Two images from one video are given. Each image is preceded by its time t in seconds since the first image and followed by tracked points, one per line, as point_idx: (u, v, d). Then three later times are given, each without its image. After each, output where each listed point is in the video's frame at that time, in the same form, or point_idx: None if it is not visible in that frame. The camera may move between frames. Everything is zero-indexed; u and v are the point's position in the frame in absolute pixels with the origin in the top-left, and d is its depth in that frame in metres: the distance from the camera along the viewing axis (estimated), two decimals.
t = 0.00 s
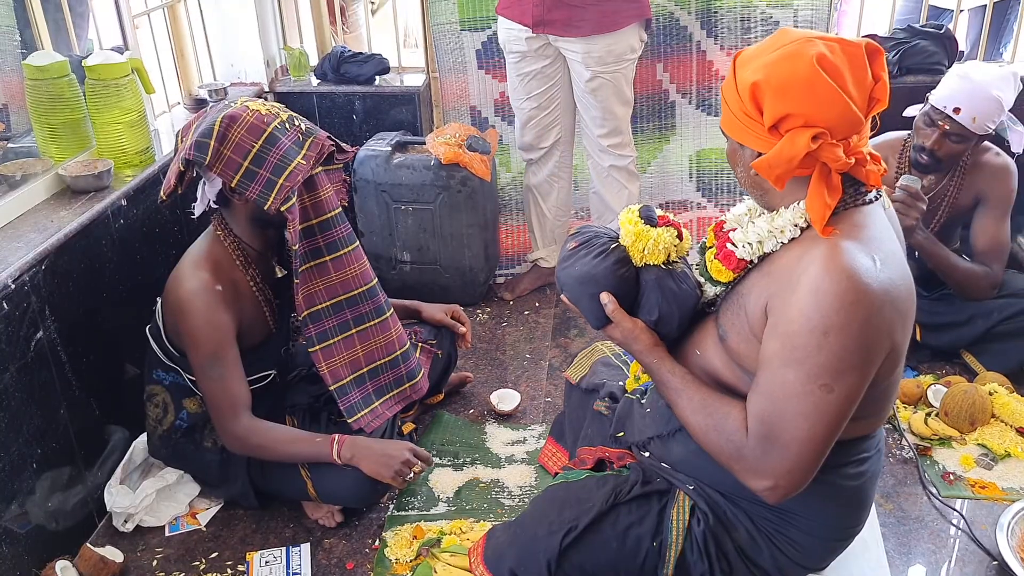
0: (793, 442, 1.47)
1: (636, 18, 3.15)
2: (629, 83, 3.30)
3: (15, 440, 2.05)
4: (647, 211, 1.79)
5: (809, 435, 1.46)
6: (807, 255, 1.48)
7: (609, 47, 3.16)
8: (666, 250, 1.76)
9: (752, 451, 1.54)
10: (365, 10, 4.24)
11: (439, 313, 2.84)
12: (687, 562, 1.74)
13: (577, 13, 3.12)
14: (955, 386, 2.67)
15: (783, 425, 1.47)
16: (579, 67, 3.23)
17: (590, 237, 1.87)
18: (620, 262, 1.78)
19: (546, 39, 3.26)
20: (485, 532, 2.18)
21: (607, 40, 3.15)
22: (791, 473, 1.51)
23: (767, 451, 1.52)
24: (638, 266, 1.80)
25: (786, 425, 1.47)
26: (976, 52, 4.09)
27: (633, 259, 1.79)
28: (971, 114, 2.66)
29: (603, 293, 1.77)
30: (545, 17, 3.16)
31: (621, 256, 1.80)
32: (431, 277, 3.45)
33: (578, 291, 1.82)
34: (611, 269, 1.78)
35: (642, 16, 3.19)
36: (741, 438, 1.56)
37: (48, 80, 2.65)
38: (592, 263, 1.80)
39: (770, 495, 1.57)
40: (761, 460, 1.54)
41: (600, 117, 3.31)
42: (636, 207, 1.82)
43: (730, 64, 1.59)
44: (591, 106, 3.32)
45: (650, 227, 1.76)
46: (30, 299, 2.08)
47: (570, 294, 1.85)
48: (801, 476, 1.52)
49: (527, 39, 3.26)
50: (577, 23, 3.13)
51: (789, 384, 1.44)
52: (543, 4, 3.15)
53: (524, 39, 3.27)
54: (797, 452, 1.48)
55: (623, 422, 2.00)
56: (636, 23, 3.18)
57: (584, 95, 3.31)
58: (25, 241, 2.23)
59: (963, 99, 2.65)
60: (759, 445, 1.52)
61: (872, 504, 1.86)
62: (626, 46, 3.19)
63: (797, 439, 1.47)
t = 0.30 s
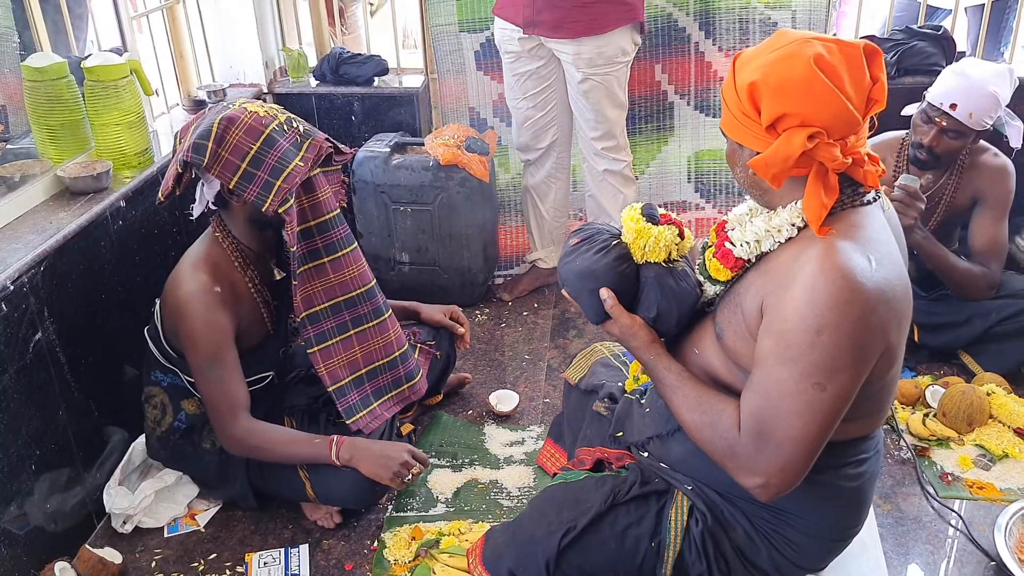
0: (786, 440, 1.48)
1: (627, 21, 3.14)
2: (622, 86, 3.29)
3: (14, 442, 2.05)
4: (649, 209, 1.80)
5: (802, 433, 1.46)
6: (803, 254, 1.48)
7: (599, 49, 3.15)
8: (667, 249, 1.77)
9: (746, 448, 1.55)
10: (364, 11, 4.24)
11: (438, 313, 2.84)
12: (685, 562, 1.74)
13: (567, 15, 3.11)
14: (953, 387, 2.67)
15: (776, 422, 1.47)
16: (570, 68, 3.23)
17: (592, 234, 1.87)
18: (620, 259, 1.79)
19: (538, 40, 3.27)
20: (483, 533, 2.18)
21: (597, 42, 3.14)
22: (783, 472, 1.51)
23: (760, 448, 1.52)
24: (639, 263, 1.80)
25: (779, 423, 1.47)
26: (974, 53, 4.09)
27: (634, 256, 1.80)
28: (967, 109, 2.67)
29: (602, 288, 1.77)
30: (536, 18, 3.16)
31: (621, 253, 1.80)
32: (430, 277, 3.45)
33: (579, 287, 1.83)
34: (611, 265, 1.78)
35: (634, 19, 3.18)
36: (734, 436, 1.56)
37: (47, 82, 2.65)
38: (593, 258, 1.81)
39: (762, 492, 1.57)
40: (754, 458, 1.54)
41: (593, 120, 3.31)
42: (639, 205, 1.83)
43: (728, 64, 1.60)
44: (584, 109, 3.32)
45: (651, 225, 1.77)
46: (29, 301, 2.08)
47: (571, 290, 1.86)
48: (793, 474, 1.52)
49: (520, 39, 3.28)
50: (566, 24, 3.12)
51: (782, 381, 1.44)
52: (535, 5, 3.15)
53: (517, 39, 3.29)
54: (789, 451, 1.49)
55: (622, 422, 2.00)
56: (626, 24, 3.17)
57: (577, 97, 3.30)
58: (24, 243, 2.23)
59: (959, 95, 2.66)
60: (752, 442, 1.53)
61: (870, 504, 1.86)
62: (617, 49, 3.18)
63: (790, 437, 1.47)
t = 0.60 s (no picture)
0: (788, 440, 1.48)
1: (622, 23, 3.15)
2: (617, 89, 3.29)
3: (12, 442, 2.05)
4: (647, 213, 1.80)
5: (805, 433, 1.46)
6: (803, 254, 1.49)
7: (593, 51, 3.15)
8: (666, 252, 1.77)
9: (748, 449, 1.55)
10: (362, 12, 4.25)
11: (436, 314, 2.84)
12: (683, 563, 1.74)
13: (561, 17, 3.11)
14: (950, 388, 2.68)
15: (778, 423, 1.47)
16: (565, 71, 3.23)
17: (590, 237, 1.88)
18: (620, 262, 1.79)
19: (533, 41, 3.27)
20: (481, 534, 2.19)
21: (591, 44, 3.14)
22: (786, 472, 1.52)
23: (762, 449, 1.52)
24: (638, 266, 1.81)
25: (781, 424, 1.47)
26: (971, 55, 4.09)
27: (634, 260, 1.80)
28: (969, 99, 2.68)
29: (602, 292, 1.77)
30: (531, 20, 3.17)
31: (621, 256, 1.80)
32: (428, 278, 3.45)
33: (578, 291, 1.83)
34: (611, 269, 1.78)
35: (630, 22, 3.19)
36: (736, 436, 1.56)
37: (46, 82, 2.65)
38: (593, 261, 1.81)
39: (765, 493, 1.57)
40: (756, 458, 1.54)
41: (588, 123, 3.31)
42: (637, 209, 1.83)
43: (732, 63, 1.60)
44: (579, 111, 3.32)
45: (650, 229, 1.77)
46: (27, 301, 2.08)
47: (570, 294, 1.86)
48: (796, 474, 1.52)
49: (516, 41, 3.28)
50: (559, 27, 3.12)
51: (784, 382, 1.44)
52: (530, 7, 3.15)
53: (513, 40, 3.29)
54: (792, 451, 1.49)
55: (620, 423, 2.00)
56: (621, 27, 3.17)
57: (572, 99, 3.30)
58: (22, 243, 2.23)
59: (962, 86, 2.67)
60: (754, 443, 1.53)
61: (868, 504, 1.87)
62: (611, 51, 3.18)
63: (792, 437, 1.47)
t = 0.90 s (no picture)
0: (785, 439, 1.48)
1: (619, 24, 3.15)
2: (614, 90, 3.29)
3: (9, 442, 2.04)
4: (650, 211, 1.79)
5: (802, 432, 1.46)
6: (801, 254, 1.49)
7: (590, 52, 3.15)
8: (667, 251, 1.77)
9: (745, 448, 1.55)
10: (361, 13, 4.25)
11: (435, 314, 2.84)
12: (681, 563, 1.74)
13: (558, 17, 3.11)
14: (948, 389, 2.68)
15: (776, 422, 1.47)
16: (562, 71, 3.23)
17: (592, 234, 1.87)
18: (620, 260, 1.79)
19: (531, 42, 3.27)
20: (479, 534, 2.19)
21: (587, 45, 3.14)
22: (783, 471, 1.52)
23: (760, 448, 1.52)
24: (639, 265, 1.80)
25: (778, 423, 1.47)
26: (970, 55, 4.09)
27: (634, 258, 1.80)
28: (964, 96, 2.68)
29: (602, 290, 1.78)
30: (528, 20, 3.17)
31: (621, 254, 1.80)
32: (426, 278, 3.45)
33: (578, 287, 1.83)
34: (611, 267, 1.78)
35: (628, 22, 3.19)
36: (734, 436, 1.56)
37: (43, 82, 2.65)
38: (593, 259, 1.81)
39: (762, 492, 1.57)
40: (753, 458, 1.54)
41: (584, 124, 3.30)
42: (640, 207, 1.82)
43: (734, 61, 1.59)
44: (574, 113, 3.32)
45: (652, 227, 1.77)
46: (24, 302, 2.07)
47: (570, 291, 1.87)
48: (793, 474, 1.52)
49: (513, 41, 3.29)
50: (556, 27, 3.12)
51: (782, 382, 1.44)
52: (527, 7, 3.15)
53: (511, 41, 3.29)
54: (789, 450, 1.49)
55: (619, 423, 2.00)
56: (618, 28, 3.17)
57: (568, 100, 3.30)
58: (20, 243, 2.23)
59: (957, 84, 2.68)
60: (752, 442, 1.53)
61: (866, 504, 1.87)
62: (607, 52, 3.18)
63: (789, 437, 1.48)
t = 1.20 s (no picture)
0: (785, 441, 1.48)
1: (617, 25, 3.15)
2: (611, 92, 3.29)
3: (6, 444, 2.04)
4: (649, 213, 1.80)
5: (802, 433, 1.46)
6: (800, 255, 1.49)
7: (588, 53, 3.15)
8: (665, 253, 1.77)
9: (746, 450, 1.55)
10: (359, 13, 4.23)
11: (433, 315, 2.84)
12: (679, 564, 1.74)
13: (556, 18, 3.11)
14: (945, 390, 2.68)
15: (776, 424, 1.47)
16: (560, 72, 3.23)
17: (590, 236, 1.88)
18: (619, 262, 1.79)
19: (529, 42, 3.27)
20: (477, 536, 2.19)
21: (585, 46, 3.14)
22: (783, 473, 1.51)
23: (760, 450, 1.52)
24: (638, 267, 1.80)
25: (778, 425, 1.47)
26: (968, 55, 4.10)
27: (633, 260, 1.80)
28: (959, 105, 2.69)
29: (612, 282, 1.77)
30: (526, 20, 3.17)
31: (619, 257, 1.80)
32: (424, 279, 3.45)
33: (576, 289, 1.83)
34: (609, 269, 1.78)
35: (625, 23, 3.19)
36: (734, 437, 1.56)
37: (41, 83, 2.64)
38: (592, 261, 1.81)
39: (763, 494, 1.57)
40: (754, 459, 1.54)
41: (581, 126, 3.30)
42: (639, 208, 1.83)
43: (735, 60, 1.59)
44: (571, 115, 3.31)
45: (651, 229, 1.78)
46: (22, 303, 2.07)
47: (569, 293, 1.87)
48: (794, 475, 1.52)
49: (511, 42, 3.29)
50: (554, 27, 3.12)
51: (782, 383, 1.44)
52: (524, 8, 3.16)
53: (509, 42, 3.30)
54: (790, 452, 1.49)
55: (617, 423, 2.00)
56: (616, 28, 3.17)
57: (565, 101, 3.29)
58: (18, 244, 2.22)
59: (949, 94, 2.69)
60: (752, 444, 1.53)
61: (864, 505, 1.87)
62: (605, 53, 3.19)
63: (789, 438, 1.47)
